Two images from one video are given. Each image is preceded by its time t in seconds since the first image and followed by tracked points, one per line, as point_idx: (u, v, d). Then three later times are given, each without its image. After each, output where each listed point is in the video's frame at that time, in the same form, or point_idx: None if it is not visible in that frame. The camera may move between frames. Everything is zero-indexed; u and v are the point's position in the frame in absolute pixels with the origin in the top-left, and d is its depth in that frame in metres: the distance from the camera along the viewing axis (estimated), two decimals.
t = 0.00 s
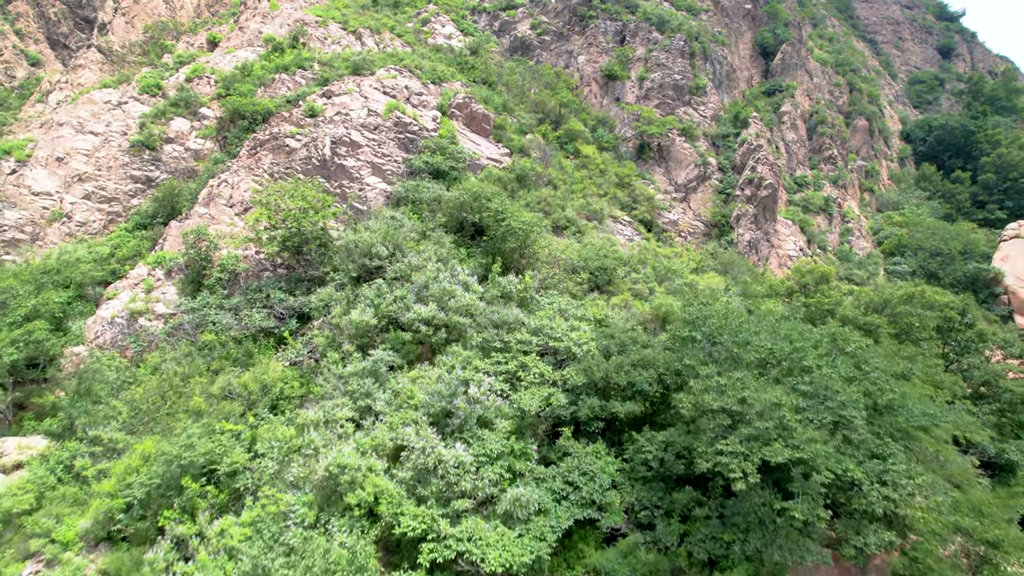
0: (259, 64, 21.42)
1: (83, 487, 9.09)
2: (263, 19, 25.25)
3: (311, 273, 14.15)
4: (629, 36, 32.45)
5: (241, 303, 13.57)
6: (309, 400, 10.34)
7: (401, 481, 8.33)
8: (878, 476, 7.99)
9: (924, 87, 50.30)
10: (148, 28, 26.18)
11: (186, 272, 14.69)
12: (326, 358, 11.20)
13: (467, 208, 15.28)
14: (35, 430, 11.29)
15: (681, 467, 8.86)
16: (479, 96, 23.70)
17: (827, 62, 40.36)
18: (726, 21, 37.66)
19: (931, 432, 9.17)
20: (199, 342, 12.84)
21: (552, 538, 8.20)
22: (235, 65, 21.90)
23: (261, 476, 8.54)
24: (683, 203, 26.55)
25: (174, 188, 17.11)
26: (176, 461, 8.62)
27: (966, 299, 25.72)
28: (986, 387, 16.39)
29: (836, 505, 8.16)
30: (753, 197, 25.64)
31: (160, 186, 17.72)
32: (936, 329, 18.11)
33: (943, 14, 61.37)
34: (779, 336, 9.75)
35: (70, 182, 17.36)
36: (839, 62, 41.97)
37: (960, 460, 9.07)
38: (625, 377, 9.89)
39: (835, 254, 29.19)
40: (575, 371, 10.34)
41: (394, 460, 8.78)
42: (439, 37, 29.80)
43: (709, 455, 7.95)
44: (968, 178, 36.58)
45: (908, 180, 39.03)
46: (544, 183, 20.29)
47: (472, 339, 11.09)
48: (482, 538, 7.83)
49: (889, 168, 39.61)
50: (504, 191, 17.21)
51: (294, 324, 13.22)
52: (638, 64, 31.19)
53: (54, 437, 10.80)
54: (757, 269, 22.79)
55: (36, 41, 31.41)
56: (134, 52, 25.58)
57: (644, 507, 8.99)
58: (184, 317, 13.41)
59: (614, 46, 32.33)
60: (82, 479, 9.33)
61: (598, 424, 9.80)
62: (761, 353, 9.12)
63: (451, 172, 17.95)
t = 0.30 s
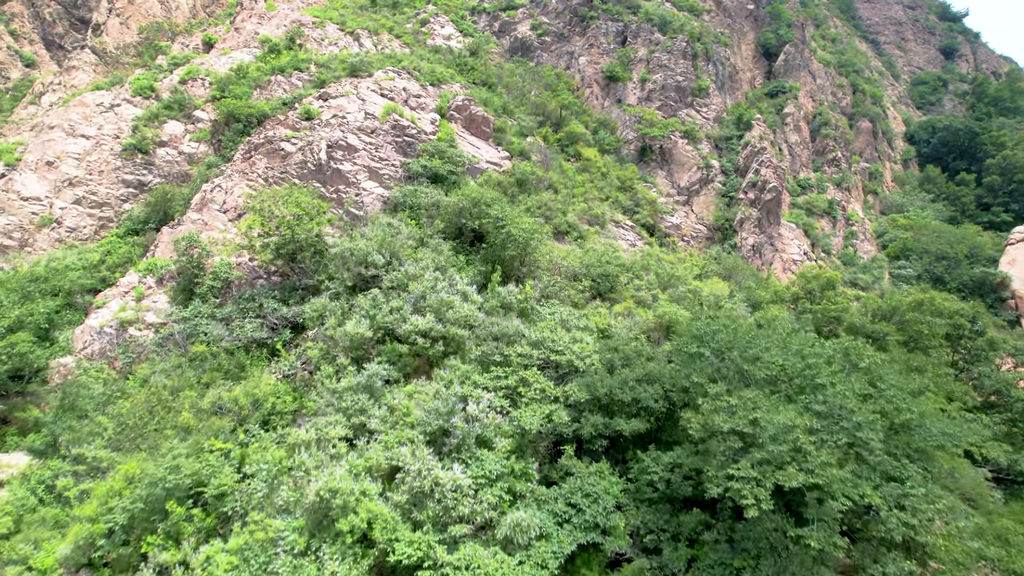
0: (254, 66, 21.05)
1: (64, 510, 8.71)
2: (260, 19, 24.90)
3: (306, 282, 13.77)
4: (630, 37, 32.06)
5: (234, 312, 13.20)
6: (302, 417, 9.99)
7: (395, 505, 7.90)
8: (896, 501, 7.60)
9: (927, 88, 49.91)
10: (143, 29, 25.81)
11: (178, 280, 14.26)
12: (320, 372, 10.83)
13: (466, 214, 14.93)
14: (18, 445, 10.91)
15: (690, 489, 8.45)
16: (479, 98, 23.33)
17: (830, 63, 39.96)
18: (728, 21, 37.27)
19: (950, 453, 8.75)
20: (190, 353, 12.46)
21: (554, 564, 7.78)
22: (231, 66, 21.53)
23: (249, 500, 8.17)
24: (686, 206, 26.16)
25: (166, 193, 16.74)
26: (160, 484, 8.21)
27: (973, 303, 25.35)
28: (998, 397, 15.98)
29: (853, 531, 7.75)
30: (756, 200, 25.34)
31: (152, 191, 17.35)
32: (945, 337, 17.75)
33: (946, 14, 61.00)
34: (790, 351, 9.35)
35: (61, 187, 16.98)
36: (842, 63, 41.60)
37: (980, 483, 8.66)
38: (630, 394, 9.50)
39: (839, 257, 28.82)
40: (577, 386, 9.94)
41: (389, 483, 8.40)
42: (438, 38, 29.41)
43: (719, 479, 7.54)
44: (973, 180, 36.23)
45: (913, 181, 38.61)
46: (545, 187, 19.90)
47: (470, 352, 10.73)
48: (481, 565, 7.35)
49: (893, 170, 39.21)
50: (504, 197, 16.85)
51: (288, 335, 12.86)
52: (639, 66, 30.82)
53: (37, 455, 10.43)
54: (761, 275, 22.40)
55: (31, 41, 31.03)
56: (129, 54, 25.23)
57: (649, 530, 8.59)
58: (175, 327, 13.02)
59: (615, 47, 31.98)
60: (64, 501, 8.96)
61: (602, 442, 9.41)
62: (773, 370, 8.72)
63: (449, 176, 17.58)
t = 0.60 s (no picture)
0: (250, 67, 20.68)
1: (44, 534, 8.31)
2: (256, 20, 24.53)
3: (300, 290, 13.38)
4: (632, 38, 31.68)
5: (226, 323, 12.84)
6: (294, 435, 9.64)
7: (389, 531, 7.49)
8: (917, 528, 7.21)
9: (930, 89, 49.55)
10: (138, 30, 25.40)
11: (170, 288, 13.84)
12: (313, 386, 10.45)
13: (465, 220, 14.57)
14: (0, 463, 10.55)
15: (698, 513, 8.06)
16: (479, 100, 22.97)
17: (833, 64, 39.58)
18: (731, 22, 36.87)
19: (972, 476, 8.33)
20: (180, 365, 12.08)
21: None
22: (226, 68, 21.15)
23: (236, 526, 7.81)
24: (689, 210, 25.77)
25: (159, 198, 16.38)
26: (143, 509, 7.82)
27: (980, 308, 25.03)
28: (1011, 407, 15.59)
29: (871, 559, 7.34)
30: (760, 204, 25.01)
31: (144, 196, 16.98)
32: (955, 345, 17.42)
33: (949, 14, 60.64)
34: (802, 367, 8.97)
35: (50, 192, 16.62)
36: (845, 64, 41.23)
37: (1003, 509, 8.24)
38: (635, 412, 9.12)
39: (843, 261, 28.43)
40: (580, 403, 9.59)
41: (382, 507, 8.02)
42: (437, 39, 29.01)
43: (731, 505, 7.15)
44: (978, 182, 35.91)
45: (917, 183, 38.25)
46: (546, 191, 19.52)
47: (468, 366, 10.34)
48: None
49: (897, 172, 38.83)
50: (505, 203, 16.51)
51: (281, 346, 12.51)
52: (641, 67, 30.45)
53: (18, 473, 10.05)
54: (765, 280, 22.05)
55: (26, 42, 30.60)
56: (124, 55, 24.83)
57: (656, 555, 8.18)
58: (166, 338, 12.66)
59: (617, 48, 31.62)
60: (45, 523, 8.57)
61: (606, 462, 9.02)
62: (784, 388, 8.36)
63: (448, 181, 17.22)
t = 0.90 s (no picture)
0: (245, 69, 20.33)
1: (21, 560, 7.87)
2: (252, 21, 24.16)
3: (294, 300, 13.03)
4: (633, 39, 31.35)
5: (217, 334, 12.47)
6: (287, 453, 9.31)
7: (383, 560, 7.07)
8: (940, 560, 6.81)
9: (933, 90, 49.21)
10: (132, 31, 25.05)
11: (160, 297, 13.47)
12: (306, 401, 10.08)
13: (463, 227, 14.24)
14: None
15: (707, 540, 7.67)
16: (478, 102, 22.62)
17: (836, 65, 39.21)
18: (733, 23, 36.46)
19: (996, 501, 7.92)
20: (170, 378, 11.68)
21: None
22: (221, 70, 20.80)
23: (222, 553, 7.39)
24: (691, 213, 25.41)
25: (150, 203, 16.02)
26: (125, 535, 7.46)
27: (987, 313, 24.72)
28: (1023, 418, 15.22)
29: None
30: (763, 207, 24.69)
31: (136, 201, 16.61)
32: (964, 353, 17.09)
33: (951, 14, 60.33)
34: (815, 385, 8.59)
35: (40, 197, 16.25)
36: (848, 65, 40.86)
37: None
38: (641, 431, 8.75)
39: (847, 265, 28.06)
40: (583, 420, 9.25)
41: (376, 533, 7.65)
42: (436, 40, 28.63)
43: (743, 534, 6.76)
44: (982, 184, 35.57)
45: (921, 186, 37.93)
46: (546, 196, 19.16)
47: (467, 381, 9.95)
48: None
49: (901, 174, 38.48)
50: (504, 208, 16.16)
51: (274, 357, 12.17)
52: (642, 69, 30.11)
53: None
54: (769, 285, 21.71)
55: (21, 43, 30.26)
56: (118, 56, 24.48)
57: None
58: (155, 349, 12.28)
59: (618, 49, 31.28)
60: (23, 548, 8.18)
61: (609, 483, 8.66)
62: (796, 408, 8.02)
63: (447, 186, 16.88)
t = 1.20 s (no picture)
0: (241, 71, 19.96)
1: None
2: (248, 22, 23.81)
3: (288, 309, 12.67)
4: (635, 40, 31.03)
5: (208, 345, 12.10)
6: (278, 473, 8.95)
7: None
8: None
9: (936, 91, 48.83)
10: (127, 33, 24.68)
11: (151, 307, 13.09)
12: (299, 418, 9.70)
13: (462, 233, 13.88)
14: None
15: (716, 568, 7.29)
16: (477, 105, 22.26)
17: (839, 66, 38.85)
18: (735, 23, 36.05)
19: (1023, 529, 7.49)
20: (158, 391, 11.31)
21: None
22: (216, 72, 20.44)
23: None
24: (694, 217, 25.06)
25: (142, 209, 15.66)
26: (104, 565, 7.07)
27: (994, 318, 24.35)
28: None
29: None
30: (767, 211, 24.39)
31: (128, 207, 16.25)
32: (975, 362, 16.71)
33: (955, 14, 59.92)
34: (828, 404, 8.22)
35: (29, 202, 15.89)
36: (851, 66, 40.49)
37: None
38: (646, 451, 8.38)
39: (852, 269, 27.71)
40: (585, 439, 8.89)
41: (369, 561, 7.25)
42: (435, 41, 28.22)
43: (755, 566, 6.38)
44: (987, 187, 35.20)
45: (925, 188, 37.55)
46: (547, 200, 18.79)
47: (465, 398, 9.55)
48: None
49: (905, 176, 38.08)
50: (504, 214, 15.80)
51: (267, 369, 11.80)
52: (644, 70, 29.76)
53: None
54: (774, 291, 21.34)
55: (16, 44, 29.84)
56: (112, 58, 24.14)
57: None
58: (144, 360, 11.90)
59: (619, 50, 30.93)
60: None
61: (613, 506, 8.29)
62: (809, 429, 7.65)
63: (445, 191, 16.50)
